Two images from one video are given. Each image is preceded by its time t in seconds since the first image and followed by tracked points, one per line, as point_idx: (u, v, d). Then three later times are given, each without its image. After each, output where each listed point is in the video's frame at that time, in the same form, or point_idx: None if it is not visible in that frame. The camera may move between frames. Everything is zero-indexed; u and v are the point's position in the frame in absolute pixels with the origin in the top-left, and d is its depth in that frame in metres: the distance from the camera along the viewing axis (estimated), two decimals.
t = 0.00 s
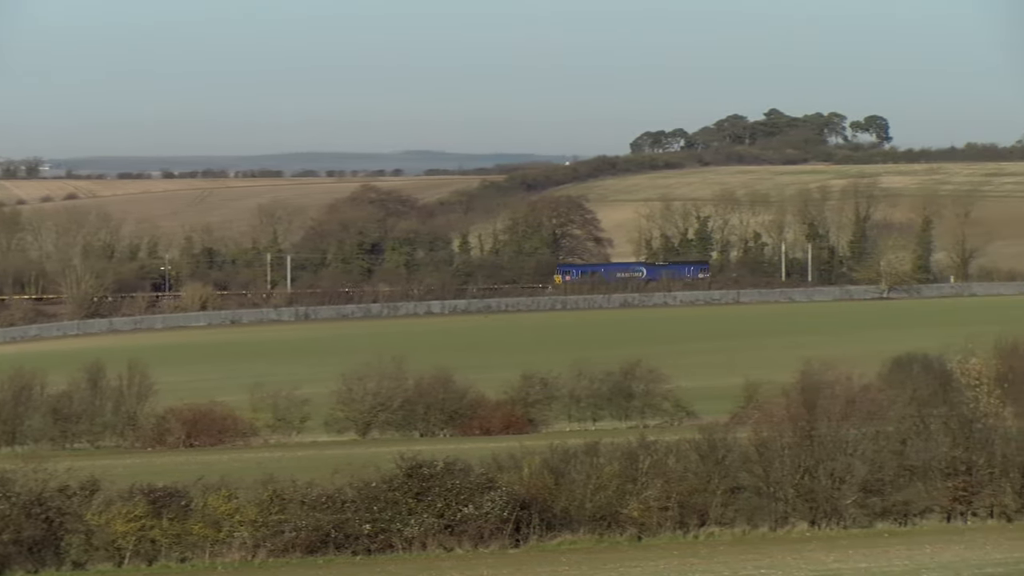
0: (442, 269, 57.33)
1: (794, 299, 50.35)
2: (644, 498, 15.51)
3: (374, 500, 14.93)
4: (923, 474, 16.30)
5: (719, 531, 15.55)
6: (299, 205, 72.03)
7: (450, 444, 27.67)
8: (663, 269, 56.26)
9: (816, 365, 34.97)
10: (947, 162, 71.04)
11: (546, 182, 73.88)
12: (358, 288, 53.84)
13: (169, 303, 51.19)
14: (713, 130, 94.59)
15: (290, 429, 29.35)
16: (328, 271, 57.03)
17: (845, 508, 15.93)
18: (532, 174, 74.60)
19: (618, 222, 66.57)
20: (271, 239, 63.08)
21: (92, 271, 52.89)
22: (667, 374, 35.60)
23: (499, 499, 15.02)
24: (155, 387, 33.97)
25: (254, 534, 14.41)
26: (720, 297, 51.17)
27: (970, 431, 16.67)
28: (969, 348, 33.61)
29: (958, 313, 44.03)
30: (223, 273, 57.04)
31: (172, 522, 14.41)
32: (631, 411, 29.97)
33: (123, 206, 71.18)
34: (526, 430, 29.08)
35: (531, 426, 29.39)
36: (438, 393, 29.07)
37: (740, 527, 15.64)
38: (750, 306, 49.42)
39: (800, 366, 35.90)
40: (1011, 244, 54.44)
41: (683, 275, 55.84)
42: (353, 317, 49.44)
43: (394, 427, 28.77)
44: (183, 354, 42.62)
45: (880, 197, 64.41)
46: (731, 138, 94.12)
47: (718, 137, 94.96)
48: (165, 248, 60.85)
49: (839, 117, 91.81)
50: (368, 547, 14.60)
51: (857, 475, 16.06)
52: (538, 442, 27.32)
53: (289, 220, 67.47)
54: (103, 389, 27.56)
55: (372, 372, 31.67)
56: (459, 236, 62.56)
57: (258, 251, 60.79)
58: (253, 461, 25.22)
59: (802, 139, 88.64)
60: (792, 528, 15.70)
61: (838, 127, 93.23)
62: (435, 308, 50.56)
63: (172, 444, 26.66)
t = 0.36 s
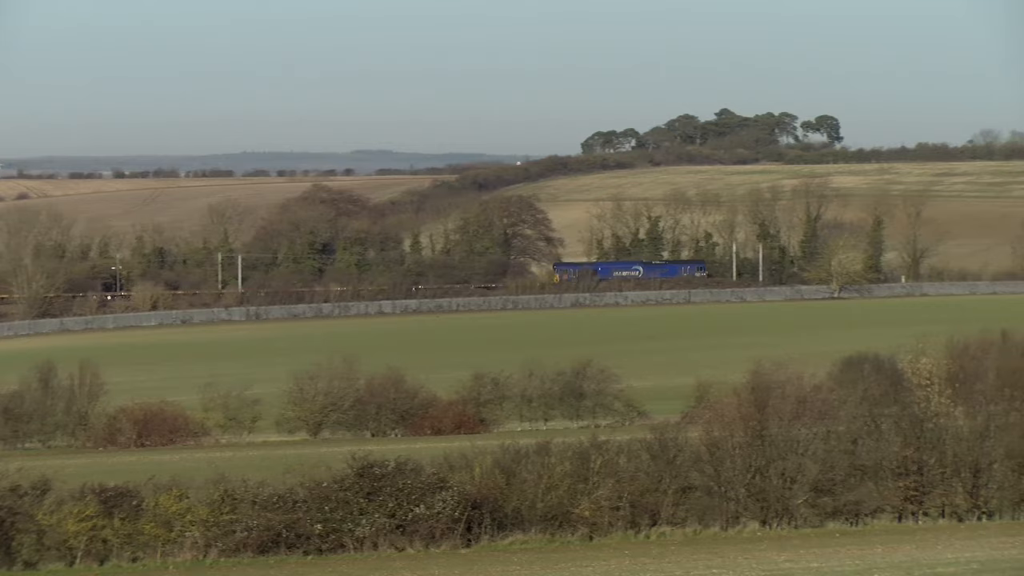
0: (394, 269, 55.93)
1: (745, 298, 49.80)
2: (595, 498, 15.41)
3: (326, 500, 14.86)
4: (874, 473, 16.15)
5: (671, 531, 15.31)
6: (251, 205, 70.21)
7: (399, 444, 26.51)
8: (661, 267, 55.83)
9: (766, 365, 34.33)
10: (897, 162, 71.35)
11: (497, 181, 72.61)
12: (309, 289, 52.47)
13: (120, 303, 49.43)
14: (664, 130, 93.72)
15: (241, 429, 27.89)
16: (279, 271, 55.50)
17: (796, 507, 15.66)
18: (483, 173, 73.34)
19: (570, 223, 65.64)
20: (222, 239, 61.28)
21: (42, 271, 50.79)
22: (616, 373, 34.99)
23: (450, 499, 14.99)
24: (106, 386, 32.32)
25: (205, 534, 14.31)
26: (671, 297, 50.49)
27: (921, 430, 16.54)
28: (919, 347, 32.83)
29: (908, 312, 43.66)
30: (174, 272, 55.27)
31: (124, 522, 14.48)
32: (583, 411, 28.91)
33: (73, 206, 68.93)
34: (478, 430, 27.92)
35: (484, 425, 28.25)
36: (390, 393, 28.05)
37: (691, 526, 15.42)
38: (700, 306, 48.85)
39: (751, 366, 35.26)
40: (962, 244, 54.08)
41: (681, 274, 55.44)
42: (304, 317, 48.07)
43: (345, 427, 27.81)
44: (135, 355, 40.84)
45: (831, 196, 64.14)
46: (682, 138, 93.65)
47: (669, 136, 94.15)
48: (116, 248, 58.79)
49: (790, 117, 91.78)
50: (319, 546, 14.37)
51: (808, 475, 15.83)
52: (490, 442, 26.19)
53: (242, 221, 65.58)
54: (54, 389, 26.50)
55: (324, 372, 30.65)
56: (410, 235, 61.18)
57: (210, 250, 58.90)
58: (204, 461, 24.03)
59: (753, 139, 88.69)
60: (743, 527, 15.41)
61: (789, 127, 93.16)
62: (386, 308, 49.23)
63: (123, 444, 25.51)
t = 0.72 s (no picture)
0: (352, 270, 54.67)
1: (703, 298, 49.39)
2: (554, 498, 16.00)
3: (284, 501, 15.42)
4: (832, 474, 16.88)
5: (629, 531, 15.95)
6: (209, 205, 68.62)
7: (358, 445, 25.67)
8: (663, 268, 55.04)
9: (724, 364, 33.89)
10: (854, 162, 71.66)
11: (455, 182, 70.93)
12: (266, 288, 51.21)
13: (77, 304, 48.20)
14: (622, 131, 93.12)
15: (199, 430, 27.24)
16: (236, 272, 54.22)
17: (755, 508, 16.42)
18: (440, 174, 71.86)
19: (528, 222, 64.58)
20: (180, 238, 59.70)
21: None
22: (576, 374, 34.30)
23: (407, 500, 15.49)
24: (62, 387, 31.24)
25: (163, 535, 14.95)
26: (629, 297, 49.98)
27: (878, 431, 17.27)
28: (877, 347, 32.54)
29: (866, 312, 43.44)
30: (132, 273, 54.21)
31: (82, 523, 15.14)
32: (540, 411, 28.22)
33: (30, 205, 67.05)
34: (436, 431, 26.99)
35: (442, 426, 27.33)
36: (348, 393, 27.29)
37: (650, 526, 16.13)
38: (658, 306, 48.27)
39: (709, 366, 34.74)
40: (920, 244, 53.94)
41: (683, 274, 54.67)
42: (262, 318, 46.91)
43: (303, 428, 27.02)
44: (91, 355, 39.70)
45: (789, 197, 64.04)
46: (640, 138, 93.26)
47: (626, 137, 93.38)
48: (73, 249, 57.10)
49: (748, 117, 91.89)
50: (277, 547, 15.00)
51: (765, 475, 16.60)
52: (449, 442, 25.44)
53: (199, 221, 63.93)
54: (12, 391, 25.90)
55: (282, 372, 29.76)
56: (368, 236, 59.61)
57: (167, 250, 57.38)
58: (162, 462, 23.37)
59: (711, 140, 88.73)
60: (701, 528, 16.07)
61: (747, 127, 93.06)
62: (344, 308, 48.13)
63: (81, 444, 25.13)
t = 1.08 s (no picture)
0: (306, 270, 53.69)
1: (657, 298, 48.96)
2: (508, 498, 15.40)
3: (238, 501, 14.75)
4: (786, 474, 16.42)
5: (583, 531, 15.45)
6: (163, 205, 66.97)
7: (312, 446, 24.85)
8: (662, 267, 54.05)
9: (678, 365, 33.42)
10: (807, 163, 71.92)
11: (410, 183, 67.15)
12: (221, 289, 49.98)
13: (29, 304, 46.80)
14: (576, 132, 92.24)
15: (152, 431, 26.74)
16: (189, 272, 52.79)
17: (709, 508, 15.93)
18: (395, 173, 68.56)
19: (483, 222, 63.59)
20: (134, 240, 58.15)
21: None
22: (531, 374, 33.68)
23: (361, 500, 14.93)
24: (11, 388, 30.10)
25: (117, 536, 14.21)
26: (583, 297, 49.38)
27: (832, 431, 16.77)
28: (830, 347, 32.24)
29: (820, 313, 43.20)
30: (85, 273, 52.55)
31: (35, 523, 14.32)
32: (494, 412, 27.35)
33: None
34: (390, 433, 26.34)
35: (396, 427, 26.70)
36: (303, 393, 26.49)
37: (603, 527, 15.61)
38: (613, 306, 47.69)
39: (662, 366, 34.24)
40: (873, 245, 54.00)
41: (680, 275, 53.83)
42: (215, 319, 45.64)
43: (257, 429, 26.13)
44: (40, 354, 38.36)
45: (743, 197, 63.84)
46: (594, 138, 92.32)
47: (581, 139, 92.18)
48: (25, 250, 55.53)
49: (702, 119, 92.09)
50: (231, 548, 14.36)
51: (719, 476, 16.03)
52: (403, 443, 24.70)
53: (154, 221, 62.22)
54: None
55: (235, 373, 28.90)
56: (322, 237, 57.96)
57: (122, 251, 55.82)
58: (115, 463, 22.61)
59: (665, 140, 88.72)
60: (655, 528, 15.63)
61: (700, 129, 93.00)
62: (298, 309, 47.14)
63: (34, 446, 24.30)
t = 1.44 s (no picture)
0: (260, 270, 52.41)
1: (611, 298, 48.48)
2: (462, 498, 15.51)
3: (192, 501, 14.78)
4: (741, 474, 16.57)
5: (538, 531, 15.52)
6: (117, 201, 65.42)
7: (267, 446, 24.06)
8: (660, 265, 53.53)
9: (632, 365, 32.91)
10: (761, 163, 72.08)
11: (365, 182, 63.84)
12: (175, 289, 48.74)
13: None
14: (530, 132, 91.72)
15: (107, 432, 26.17)
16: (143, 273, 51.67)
17: (663, 508, 16.09)
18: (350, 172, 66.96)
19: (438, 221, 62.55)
20: (88, 239, 56.58)
21: None
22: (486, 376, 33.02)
23: (316, 500, 14.92)
24: None
25: (72, 536, 14.20)
26: (538, 297, 48.85)
27: (787, 430, 16.83)
28: (783, 347, 32.02)
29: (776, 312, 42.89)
30: (38, 273, 51.41)
31: None
32: (449, 412, 26.61)
33: None
34: (342, 433, 25.25)
35: (350, 426, 25.68)
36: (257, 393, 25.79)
37: (558, 527, 15.72)
38: (568, 306, 47.18)
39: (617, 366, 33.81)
40: (827, 245, 54.05)
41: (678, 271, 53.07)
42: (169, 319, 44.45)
43: (211, 429, 25.40)
44: None
45: (697, 197, 63.49)
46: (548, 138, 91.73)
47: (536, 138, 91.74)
48: None
49: (656, 119, 92.12)
50: (186, 547, 14.39)
51: (674, 476, 16.22)
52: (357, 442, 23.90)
53: (108, 221, 59.99)
54: None
55: (189, 373, 28.12)
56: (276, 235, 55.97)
57: (76, 251, 54.37)
58: (69, 463, 21.86)
59: (619, 140, 88.49)
60: (609, 528, 15.77)
61: (654, 129, 92.89)
62: (252, 309, 46.17)
63: None
